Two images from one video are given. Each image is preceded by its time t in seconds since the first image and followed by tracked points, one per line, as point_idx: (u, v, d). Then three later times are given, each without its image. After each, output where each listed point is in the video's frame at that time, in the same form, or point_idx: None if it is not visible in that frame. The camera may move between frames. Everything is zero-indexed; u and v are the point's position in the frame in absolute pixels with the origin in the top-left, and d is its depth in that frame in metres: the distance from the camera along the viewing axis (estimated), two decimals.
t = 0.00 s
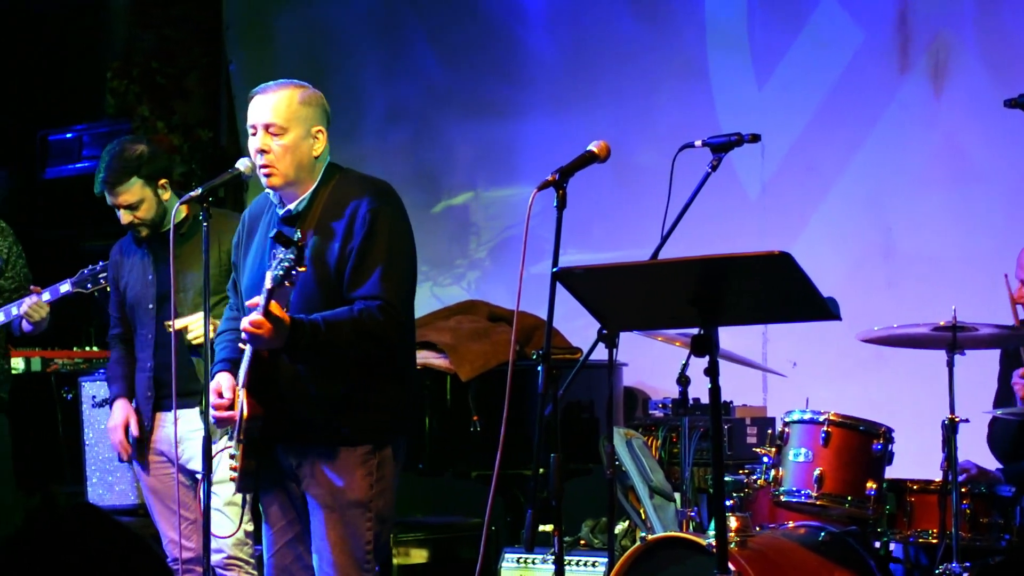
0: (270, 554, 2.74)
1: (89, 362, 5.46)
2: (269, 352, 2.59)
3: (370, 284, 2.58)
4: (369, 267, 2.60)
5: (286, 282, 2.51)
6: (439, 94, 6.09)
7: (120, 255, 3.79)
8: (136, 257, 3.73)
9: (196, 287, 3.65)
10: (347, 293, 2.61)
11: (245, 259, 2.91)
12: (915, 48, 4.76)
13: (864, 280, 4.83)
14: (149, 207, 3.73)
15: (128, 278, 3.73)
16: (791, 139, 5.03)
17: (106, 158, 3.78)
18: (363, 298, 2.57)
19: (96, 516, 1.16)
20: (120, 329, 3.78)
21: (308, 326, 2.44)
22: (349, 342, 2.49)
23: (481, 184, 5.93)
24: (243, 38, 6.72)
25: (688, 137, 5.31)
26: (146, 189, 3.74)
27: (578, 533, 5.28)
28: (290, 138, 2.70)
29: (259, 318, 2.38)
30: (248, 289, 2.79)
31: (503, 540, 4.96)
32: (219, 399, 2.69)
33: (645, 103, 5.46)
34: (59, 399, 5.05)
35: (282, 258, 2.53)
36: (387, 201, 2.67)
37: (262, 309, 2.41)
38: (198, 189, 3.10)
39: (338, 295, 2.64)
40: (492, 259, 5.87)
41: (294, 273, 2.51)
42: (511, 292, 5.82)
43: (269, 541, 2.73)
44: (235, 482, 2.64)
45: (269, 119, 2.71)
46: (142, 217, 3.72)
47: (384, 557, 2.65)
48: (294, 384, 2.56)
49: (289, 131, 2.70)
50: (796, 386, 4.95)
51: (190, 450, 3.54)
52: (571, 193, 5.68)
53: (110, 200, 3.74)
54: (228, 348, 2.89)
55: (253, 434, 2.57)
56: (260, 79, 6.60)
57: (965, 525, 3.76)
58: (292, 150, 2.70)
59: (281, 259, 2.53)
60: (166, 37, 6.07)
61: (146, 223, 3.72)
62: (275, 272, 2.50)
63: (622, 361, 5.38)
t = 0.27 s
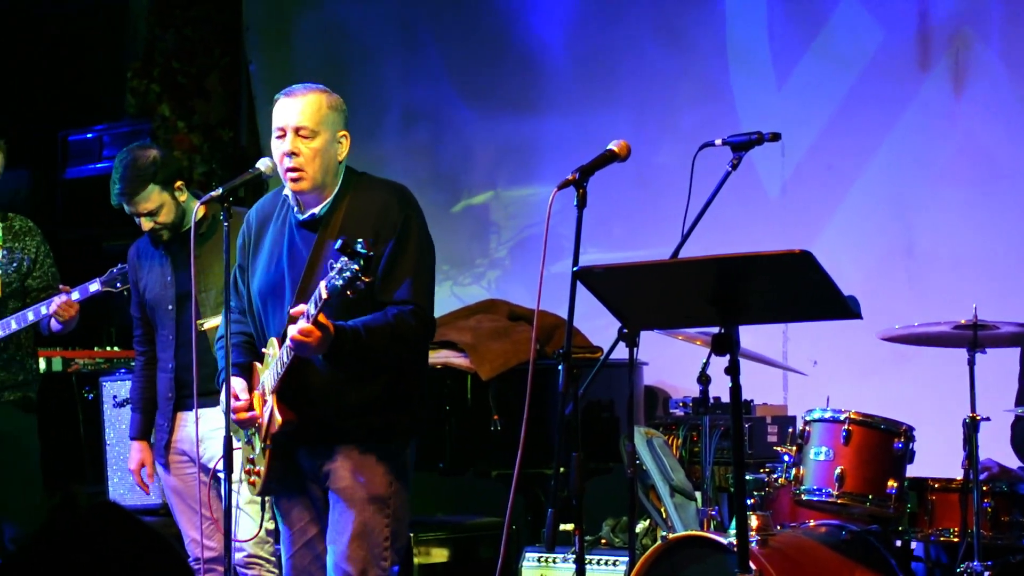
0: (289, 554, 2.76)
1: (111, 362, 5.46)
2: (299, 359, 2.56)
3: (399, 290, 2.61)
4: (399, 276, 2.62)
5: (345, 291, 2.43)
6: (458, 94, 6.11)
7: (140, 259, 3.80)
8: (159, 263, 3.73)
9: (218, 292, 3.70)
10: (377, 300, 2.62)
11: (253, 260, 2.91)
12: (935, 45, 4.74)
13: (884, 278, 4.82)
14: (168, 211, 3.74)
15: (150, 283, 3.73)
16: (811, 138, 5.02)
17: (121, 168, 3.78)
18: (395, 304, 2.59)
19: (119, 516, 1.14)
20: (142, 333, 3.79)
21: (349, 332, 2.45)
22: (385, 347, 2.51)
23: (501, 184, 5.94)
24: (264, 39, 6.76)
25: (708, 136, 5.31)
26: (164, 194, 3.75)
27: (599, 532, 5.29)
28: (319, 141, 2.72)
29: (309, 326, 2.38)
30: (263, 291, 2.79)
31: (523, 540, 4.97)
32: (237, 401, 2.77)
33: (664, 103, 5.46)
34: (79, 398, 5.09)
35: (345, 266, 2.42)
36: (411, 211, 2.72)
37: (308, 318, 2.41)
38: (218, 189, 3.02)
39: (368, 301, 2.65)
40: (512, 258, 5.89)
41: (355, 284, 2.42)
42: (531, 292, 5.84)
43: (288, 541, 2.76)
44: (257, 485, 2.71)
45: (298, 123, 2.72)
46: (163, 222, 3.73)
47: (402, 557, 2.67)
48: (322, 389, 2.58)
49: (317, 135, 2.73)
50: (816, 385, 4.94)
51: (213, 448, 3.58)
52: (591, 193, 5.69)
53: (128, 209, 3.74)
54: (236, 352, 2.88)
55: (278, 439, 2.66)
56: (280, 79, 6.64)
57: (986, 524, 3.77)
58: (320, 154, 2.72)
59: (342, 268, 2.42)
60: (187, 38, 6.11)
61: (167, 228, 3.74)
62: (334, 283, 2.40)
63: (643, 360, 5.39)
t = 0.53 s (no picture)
0: (308, 554, 2.77)
1: (130, 362, 5.45)
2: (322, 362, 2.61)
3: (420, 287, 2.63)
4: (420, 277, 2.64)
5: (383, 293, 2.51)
6: (476, 94, 6.12)
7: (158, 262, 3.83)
8: (178, 266, 3.76)
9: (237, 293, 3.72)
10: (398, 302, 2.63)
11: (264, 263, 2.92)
12: (954, 45, 4.72)
13: (903, 278, 4.81)
14: (186, 219, 3.75)
15: (169, 287, 3.77)
16: (830, 138, 5.01)
17: (138, 175, 3.76)
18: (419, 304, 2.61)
19: (137, 519, 1.45)
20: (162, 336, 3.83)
21: (378, 334, 2.49)
22: (409, 346, 2.54)
23: (519, 185, 5.96)
24: (281, 38, 6.77)
25: (725, 137, 5.31)
26: (183, 202, 3.74)
27: (618, 533, 5.30)
28: (334, 142, 2.75)
29: (344, 330, 2.45)
30: (280, 293, 2.82)
31: (542, 540, 4.97)
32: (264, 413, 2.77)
33: (683, 104, 5.46)
34: (99, 400, 5.12)
35: (385, 267, 2.50)
36: (429, 211, 2.73)
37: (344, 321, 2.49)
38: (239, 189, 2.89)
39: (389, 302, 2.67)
40: (530, 259, 5.91)
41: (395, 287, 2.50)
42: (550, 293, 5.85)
43: (308, 541, 2.77)
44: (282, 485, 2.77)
45: (313, 125, 2.75)
46: (185, 229, 3.75)
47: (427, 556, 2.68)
48: (347, 395, 2.61)
49: (332, 136, 2.75)
50: (834, 385, 4.93)
51: (231, 449, 3.59)
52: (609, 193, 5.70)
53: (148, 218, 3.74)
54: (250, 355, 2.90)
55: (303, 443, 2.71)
56: (298, 80, 6.67)
57: (1005, 524, 3.76)
58: (336, 154, 2.74)
59: (381, 270, 2.50)
60: (204, 38, 6.04)
61: (189, 234, 3.76)
62: (373, 285, 2.48)
63: (661, 360, 5.39)
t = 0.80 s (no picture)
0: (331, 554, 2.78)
1: (151, 362, 5.32)
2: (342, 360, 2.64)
3: (441, 285, 2.65)
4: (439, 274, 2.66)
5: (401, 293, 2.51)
6: (496, 94, 6.14)
7: (178, 267, 3.87)
8: (198, 271, 3.80)
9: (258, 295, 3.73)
10: (418, 299, 2.66)
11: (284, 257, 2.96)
12: (976, 43, 4.69)
13: (924, 278, 4.79)
14: (207, 223, 3.73)
15: (191, 291, 3.81)
16: (851, 137, 5.00)
17: (160, 178, 3.74)
18: (439, 301, 2.64)
19: (160, 516, 1.47)
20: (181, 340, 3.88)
21: (399, 333, 2.51)
22: (430, 343, 2.56)
23: (540, 185, 5.97)
24: (304, 40, 6.83)
25: (746, 136, 5.31)
26: (205, 207, 3.72)
27: (640, 533, 5.30)
28: (348, 140, 2.74)
29: (363, 329, 2.47)
30: (299, 291, 2.85)
31: (563, 540, 4.98)
32: (285, 423, 2.78)
33: (704, 103, 5.46)
34: (121, 399, 5.18)
35: (401, 266, 2.49)
36: (450, 209, 2.76)
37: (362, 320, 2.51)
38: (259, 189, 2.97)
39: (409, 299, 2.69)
40: (551, 259, 5.92)
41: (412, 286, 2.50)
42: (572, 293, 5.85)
43: (330, 541, 2.77)
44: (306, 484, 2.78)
45: (326, 125, 2.74)
46: (206, 234, 3.74)
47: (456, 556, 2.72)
48: (367, 396, 2.64)
49: (346, 135, 2.74)
50: (856, 385, 4.92)
51: (253, 450, 3.66)
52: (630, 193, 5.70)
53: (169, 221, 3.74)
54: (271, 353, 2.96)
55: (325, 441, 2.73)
56: (319, 80, 6.71)
57: None
58: (351, 153, 2.74)
59: (398, 269, 2.50)
60: (225, 38, 6.25)
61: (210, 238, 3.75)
62: (390, 285, 2.49)
63: (683, 360, 5.38)
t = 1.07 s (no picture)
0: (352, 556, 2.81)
1: (172, 364, 5.38)
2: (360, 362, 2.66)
3: (460, 287, 2.67)
4: (459, 276, 2.68)
5: (415, 294, 2.52)
6: (517, 96, 6.16)
7: (201, 261, 3.92)
8: (221, 267, 3.85)
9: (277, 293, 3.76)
10: (439, 300, 2.68)
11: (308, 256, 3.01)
12: (998, 43, 4.67)
13: (946, 279, 4.77)
14: (229, 220, 3.78)
15: (213, 286, 3.85)
16: (873, 137, 4.99)
17: (181, 174, 3.77)
18: (460, 302, 2.66)
19: (184, 517, 1.33)
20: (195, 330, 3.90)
21: (416, 334, 2.53)
22: (447, 346, 2.57)
23: (561, 187, 5.98)
24: (323, 40, 6.83)
25: (767, 137, 5.30)
26: (225, 204, 3.77)
27: (662, 534, 5.31)
28: (367, 143, 2.76)
29: (377, 330, 2.47)
30: (319, 292, 2.89)
31: (585, 542, 5.00)
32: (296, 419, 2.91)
33: (725, 104, 5.46)
34: (143, 402, 5.20)
35: (415, 268, 2.52)
36: (470, 210, 2.78)
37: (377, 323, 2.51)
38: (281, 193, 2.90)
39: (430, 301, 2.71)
40: (572, 260, 5.93)
41: (425, 287, 2.52)
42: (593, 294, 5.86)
43: (350, 543, 2.81)
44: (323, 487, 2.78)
45: (346, 128, 2.77)
46: (225, 231, 3.78)
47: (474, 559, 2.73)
48: (386, 397, 2.66)
49: (365, 138, 2.77)
50: (877, 386, 4.90)
51: (274, 451, 3.71)
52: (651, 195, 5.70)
53: (190, 217, 3.77)
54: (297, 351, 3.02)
55: (342, 443, 2.73)
56: (340, 82, 6.73)
57: None
58: (370, 156, 2.76)
59: (411, 271, 2.52)
60: (245, 40, 6.23)
61: (229, 237, 3.79)
62: (403, 287, 2.51)
63: (704, 361, 5.38)
